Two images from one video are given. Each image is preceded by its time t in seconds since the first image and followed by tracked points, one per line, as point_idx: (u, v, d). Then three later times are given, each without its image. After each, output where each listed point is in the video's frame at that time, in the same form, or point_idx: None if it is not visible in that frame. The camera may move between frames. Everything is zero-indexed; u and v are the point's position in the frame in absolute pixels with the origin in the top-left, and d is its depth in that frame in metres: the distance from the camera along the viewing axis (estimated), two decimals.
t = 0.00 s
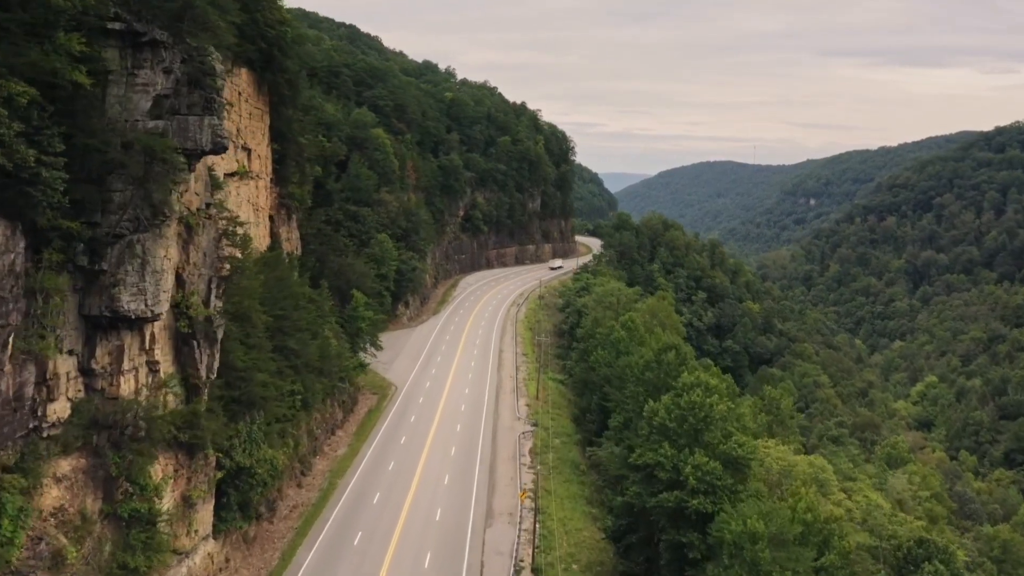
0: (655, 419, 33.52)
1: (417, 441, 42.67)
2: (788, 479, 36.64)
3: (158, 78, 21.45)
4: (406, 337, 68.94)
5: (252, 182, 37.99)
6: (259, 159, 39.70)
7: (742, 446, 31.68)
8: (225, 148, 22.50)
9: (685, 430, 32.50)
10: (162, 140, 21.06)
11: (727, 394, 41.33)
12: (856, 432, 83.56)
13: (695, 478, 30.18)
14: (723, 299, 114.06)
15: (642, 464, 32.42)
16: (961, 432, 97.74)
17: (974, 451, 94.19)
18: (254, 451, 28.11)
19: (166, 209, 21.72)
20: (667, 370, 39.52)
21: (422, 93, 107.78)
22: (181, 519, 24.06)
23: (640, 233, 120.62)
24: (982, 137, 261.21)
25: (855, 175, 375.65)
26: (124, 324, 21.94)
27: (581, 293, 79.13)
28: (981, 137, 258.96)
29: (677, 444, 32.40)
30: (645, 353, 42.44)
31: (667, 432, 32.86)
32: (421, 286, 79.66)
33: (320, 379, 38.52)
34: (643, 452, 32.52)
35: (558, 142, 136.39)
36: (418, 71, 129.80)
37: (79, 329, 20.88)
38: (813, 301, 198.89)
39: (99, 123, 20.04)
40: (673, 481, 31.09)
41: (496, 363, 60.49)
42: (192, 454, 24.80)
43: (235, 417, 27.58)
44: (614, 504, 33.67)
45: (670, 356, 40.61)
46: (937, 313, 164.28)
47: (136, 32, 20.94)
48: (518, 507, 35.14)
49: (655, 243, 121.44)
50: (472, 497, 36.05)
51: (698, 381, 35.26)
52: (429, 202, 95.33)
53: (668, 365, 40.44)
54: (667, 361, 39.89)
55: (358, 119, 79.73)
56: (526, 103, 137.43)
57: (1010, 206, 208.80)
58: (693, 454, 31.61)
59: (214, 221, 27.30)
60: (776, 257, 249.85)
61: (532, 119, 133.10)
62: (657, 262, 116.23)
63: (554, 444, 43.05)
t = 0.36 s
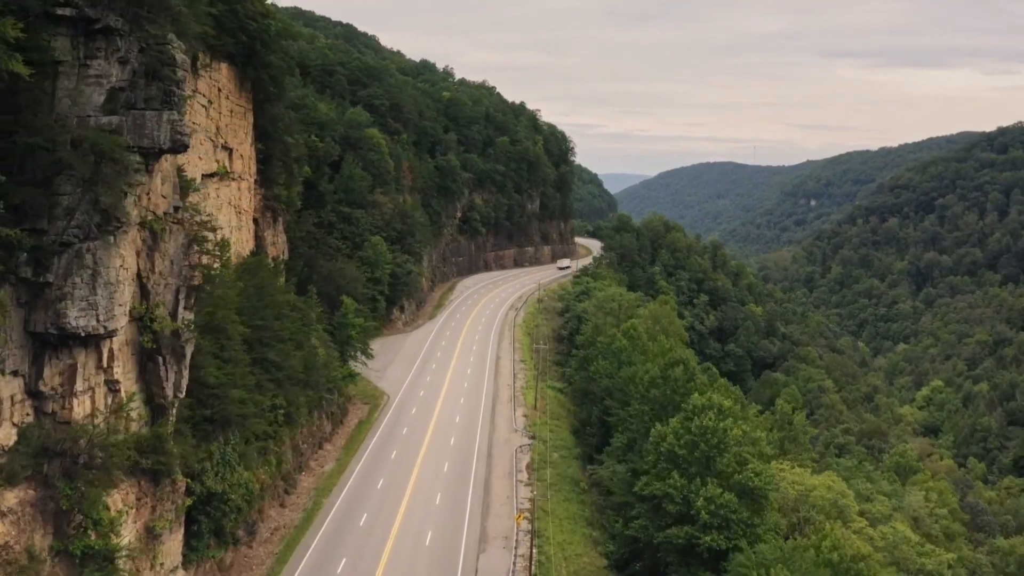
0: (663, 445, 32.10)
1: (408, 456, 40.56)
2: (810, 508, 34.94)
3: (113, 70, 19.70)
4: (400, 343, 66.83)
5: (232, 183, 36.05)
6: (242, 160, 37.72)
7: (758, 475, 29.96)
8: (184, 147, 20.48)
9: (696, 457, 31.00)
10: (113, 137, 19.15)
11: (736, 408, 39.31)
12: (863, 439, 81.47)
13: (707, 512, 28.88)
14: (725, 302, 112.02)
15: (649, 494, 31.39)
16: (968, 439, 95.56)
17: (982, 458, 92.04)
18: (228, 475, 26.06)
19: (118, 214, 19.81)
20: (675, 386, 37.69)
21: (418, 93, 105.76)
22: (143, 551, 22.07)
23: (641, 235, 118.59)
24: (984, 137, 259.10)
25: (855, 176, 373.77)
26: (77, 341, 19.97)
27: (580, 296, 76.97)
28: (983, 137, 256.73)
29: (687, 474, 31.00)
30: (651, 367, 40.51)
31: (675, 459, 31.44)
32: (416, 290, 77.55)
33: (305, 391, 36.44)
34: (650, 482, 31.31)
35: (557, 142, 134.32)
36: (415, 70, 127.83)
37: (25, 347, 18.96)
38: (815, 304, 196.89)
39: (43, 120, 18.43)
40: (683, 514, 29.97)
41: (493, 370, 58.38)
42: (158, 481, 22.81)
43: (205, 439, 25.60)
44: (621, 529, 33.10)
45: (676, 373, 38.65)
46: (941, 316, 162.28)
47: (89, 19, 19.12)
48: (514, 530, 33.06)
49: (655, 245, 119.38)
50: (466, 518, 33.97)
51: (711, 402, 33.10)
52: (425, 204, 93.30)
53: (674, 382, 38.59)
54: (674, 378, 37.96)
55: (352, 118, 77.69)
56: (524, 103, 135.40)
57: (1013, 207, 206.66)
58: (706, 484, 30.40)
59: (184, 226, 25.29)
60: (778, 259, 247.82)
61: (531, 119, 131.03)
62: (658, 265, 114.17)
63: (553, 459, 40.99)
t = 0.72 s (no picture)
0: (672, 475, 30.04)
1: (399, 473, 38.55)
2: (833, 542, 33.29)
3: (57, 60, 18.81)
4: (394, 350, 64.76)
5: (209, 185, 34.26)
6: (223, 160, 35.95)
7: (777, 512, 27.86)
8: (133, 143, 19.18)
9: (708, 490, 29.12)
10: (52, 133, 18.02)
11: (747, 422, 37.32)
12: (869, 448, 79.41)
13: (722, 553, 26.74)
14: (728, 306, 110.01)
15: (657, 531, 29.47)
16: (976, 446, 93.34)
17: (991, 465, 89.96)
18: (196, 503, 24.01)
19: (57, 223, 18.46)
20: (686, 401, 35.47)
21: (415, 92, 103.81)
22: None
23: (642, 237, 116.65)
24: (987, 138, 257.22)
25: (856, 177, 371.83)
26: (18, 362, 18.14)
27: (580, 301, 75.05)
28: (986, 138, 254.75)
29: (698, 508, 29.11)
30: (657, 382, 38.32)
31: (684, 492, 29.46)
32: (411, 293, 75.46)
33: (288, 405, 34.40)
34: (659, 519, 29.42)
35: (557, 142, 132.32)
36: (412, 69, 125.84)
37: None
38: (817, 306, 194.89)
39: None
40: (694, 554, 28.07)
41: (490, 378, 56.33)
42: (116, 512, 20.85)
43: (167, 464, 23.67)
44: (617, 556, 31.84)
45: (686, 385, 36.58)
46: (945, 318, 160.37)
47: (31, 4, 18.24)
48: (509, 556, 31.06)
49: (657, 247, 117.34)
50: (458, 543, 31.94)
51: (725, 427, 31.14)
52: (421, 205, 91.33)
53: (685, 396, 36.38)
54: (683, 397, 35.52)
55: (346, 118, 75.73)
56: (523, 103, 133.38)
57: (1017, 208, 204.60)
58: (720, 521, 28.53)
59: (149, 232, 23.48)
60: (779, 261, 245.79)
61: (530, 119, 129.06)
62: (659, 267, 112.16)
63: (551, 475, 39.02)
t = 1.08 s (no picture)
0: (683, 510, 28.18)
1: (389, 489, 36.73)
2: None
3: None
4: (389, 356, 62.96)
5: (188, 187, 32.65)
6: (203, 160, 34.31)
7: (796, 555, 26.03)
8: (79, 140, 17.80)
9: (723, 529, 27.33)
10: None
11: (757, 440, 35.50)
12: (876, 455, 77.64)
13: None
14: (729, 309, 108.23)
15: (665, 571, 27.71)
16: (983, 452, 90.97)
17: (999, 472, 88.00)
18: (164, 533, 22.26)
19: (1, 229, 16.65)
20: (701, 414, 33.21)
21: (412, 92, 102.09)
22: None
23: (642, 239, 114.92)
24: (990, 139, 255.30)
25: (856, 178, 370.25)
26: None
27: (582, 302, 73.15)
28: (988, 139, 252.94)
29: (711, 549, 27.34)
30: (661, 401, 36.41)
31: (696, 529, 27.66)
32: (407, 297, 73.65)
33: (273, 419, 32.63)
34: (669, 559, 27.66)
35: (556, 143, 130.58)
36: (410, 69, 124.11)
37: None
38: (819, 309, 193.16)
39: None
40: None
41: (487, 386, 54.46)
42: (74, 545, 19.12)
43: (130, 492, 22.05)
44: None
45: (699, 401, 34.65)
46: (949, 321, 158.60)
47: None
48: None
49: (657, 249, 115.60)
50: (450, 566, 30.17)
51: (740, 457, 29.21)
52: (418, 207, 89.60)
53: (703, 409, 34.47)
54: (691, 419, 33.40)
55: (340, 117, 74.06)
56: (522, 103, 131.70)
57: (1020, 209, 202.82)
58: (735, 563, 26.82)
59: (113, 239, 21.84)
60: (779, 262, 244.10)
61: (529, 119, 127.39)
62: (660, 269, 110.41)
63: (550, 492, 37.25)
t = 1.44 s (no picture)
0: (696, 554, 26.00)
1: (377, 510, 34.75)
2: None
3: None
4: (383, 363, 60.97)
5: (162, 190, 30.75)
6: (179, 161, 32.42)
7: None
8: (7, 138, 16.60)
9: None
10: None
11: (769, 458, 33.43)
12: (883, 464, 75.62)
13: None
14: (731, 313, 106.26)
15: None
16: (992, 460, 88.35)
17: (1008, 480, 85.37)
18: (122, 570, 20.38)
19: None
20: (714, 438, 30.92)
21: (409, 91, 100.24)
22: None
23: (643, 241, 113.01)
24: (992, 139, 253.33)
25: (857, 179, 368.52)
26: None
27: (583, 303, 71.11)
28: (990, 140, 250.96)
29: None
30: (668, 426, 34.23)
31: None
32: (402, 302, 71.60)
33: (252, 437, 30.63)
34: None
35: (556, 143, 128.65)
36: (407, 68, 122.25)
37: None
38: (821, 311, 191.22)
39: None
40: None
41: (483, 395, 52.43)
42: None
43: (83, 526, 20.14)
44: None
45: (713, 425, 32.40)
46: (953, 324, 156.67)
47: None
48: None
49: (658, 252, 113.64)
50: None
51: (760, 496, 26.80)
52: (414, 209, 87.68)
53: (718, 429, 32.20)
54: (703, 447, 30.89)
55: (333, 117, 72.20)
56: (521, 103, 129.83)
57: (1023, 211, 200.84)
58: None
59: (64, 249, 19.95)
60: (780, 264, 242.21)
61: (527, 119, 125.52)
62: (661, 272, 108.46)
63: (547, 512, 35.24)
